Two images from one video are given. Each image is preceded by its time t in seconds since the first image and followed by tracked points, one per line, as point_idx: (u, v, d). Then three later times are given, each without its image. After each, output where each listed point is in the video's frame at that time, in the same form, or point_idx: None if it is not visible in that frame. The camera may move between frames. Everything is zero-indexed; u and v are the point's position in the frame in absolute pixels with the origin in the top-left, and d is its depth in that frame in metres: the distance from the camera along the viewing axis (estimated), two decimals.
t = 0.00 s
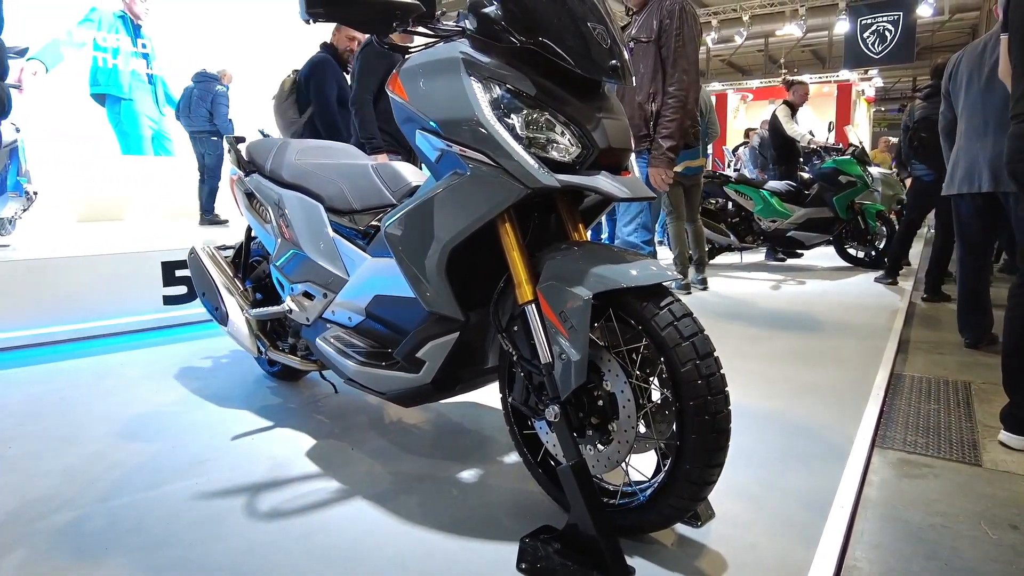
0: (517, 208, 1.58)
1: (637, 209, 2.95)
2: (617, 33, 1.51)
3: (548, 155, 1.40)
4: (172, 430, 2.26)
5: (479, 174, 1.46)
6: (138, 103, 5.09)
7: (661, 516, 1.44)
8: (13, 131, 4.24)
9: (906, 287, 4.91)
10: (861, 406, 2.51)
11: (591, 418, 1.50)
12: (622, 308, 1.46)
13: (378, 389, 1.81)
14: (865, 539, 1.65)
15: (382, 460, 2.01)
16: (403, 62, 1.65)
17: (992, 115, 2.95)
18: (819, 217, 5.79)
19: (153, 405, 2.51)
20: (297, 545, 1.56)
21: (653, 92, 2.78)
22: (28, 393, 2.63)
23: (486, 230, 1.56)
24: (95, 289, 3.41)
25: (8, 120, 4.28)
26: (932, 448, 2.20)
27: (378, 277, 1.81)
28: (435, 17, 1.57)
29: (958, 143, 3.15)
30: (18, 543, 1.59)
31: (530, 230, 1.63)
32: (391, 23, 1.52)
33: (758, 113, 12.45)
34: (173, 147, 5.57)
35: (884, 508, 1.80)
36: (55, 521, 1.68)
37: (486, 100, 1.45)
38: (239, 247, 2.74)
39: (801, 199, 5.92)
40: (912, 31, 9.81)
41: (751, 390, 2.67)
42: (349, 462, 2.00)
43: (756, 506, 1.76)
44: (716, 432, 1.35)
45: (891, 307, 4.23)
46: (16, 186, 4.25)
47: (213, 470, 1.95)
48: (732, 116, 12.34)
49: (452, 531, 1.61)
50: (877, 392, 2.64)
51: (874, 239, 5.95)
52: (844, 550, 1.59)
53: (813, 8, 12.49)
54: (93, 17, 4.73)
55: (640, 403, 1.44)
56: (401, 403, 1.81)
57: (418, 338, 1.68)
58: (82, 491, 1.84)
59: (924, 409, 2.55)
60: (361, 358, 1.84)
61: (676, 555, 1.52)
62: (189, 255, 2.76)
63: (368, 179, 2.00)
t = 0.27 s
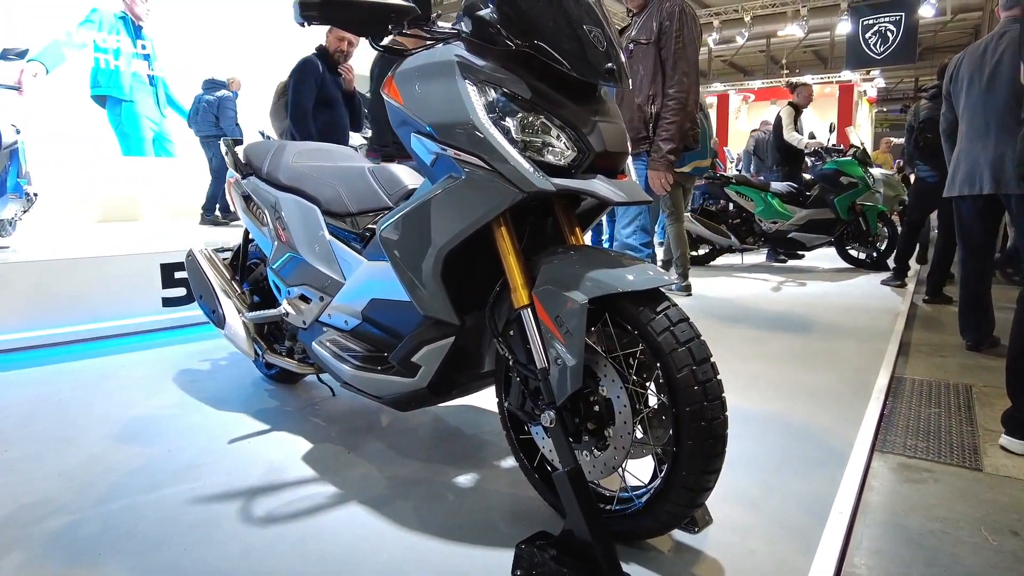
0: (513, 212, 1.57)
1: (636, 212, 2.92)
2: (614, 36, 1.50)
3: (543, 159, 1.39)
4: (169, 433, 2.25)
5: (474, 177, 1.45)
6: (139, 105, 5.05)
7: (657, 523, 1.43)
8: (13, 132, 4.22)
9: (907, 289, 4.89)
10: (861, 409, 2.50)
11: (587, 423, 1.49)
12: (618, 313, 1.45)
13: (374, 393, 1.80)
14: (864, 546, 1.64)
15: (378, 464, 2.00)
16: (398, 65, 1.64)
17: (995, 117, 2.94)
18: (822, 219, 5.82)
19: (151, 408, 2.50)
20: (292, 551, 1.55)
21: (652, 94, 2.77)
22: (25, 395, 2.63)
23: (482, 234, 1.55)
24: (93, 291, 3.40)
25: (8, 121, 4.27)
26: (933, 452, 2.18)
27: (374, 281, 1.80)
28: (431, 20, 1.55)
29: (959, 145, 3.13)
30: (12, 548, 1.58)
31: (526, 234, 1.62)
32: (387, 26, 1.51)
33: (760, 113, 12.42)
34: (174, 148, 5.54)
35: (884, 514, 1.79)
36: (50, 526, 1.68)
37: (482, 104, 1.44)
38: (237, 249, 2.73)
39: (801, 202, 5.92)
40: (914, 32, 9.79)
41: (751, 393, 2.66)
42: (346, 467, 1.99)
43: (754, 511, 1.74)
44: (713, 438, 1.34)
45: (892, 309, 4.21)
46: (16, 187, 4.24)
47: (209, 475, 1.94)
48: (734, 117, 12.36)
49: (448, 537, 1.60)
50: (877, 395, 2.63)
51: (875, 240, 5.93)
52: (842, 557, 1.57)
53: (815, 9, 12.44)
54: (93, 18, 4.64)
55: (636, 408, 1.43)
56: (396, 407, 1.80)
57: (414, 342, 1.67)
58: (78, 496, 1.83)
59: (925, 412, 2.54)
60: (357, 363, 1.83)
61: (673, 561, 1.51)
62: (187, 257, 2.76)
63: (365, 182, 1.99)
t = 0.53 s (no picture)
0: (511, 215, 1.56)
1: (636, 214, 2.90)
2: (613, 39, 1.49)
3: (542, 162, 1.39)
4: (168, 436, 2.25)
5: (472, 181, 1.44)
6: (139, 107, 5.09)
7: (656, 528, 1.42)
8: (14, 133, 4.23)
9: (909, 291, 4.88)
10: (861, 412, 2.49)
11: (586, 428, 1.49)
12: (616, 317, 1.44)
13: (372, 397, 1.79)
14: (865, 551, 1.63)
15: (377, 469, 1.99)
16: (395, 68, 1.64)
17: (996, 118, 2.93)
18: (823, 220, 5.79)
19: (149, 411, 2.50)
20: (288, 556, 1.54)
21: (653, 96, 2.77)
22: (24, 398, 2.62)
23: (480, 239, 1.55)
24: (93, 293, 3.40)
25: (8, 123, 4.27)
26: (934, 456, 2.17)
27: (372, 284, 1.79)
28: (429, 23, 1.57)
29: (960, 147, 3.12)
30: (9, 553, 1.58)
31: (525, 237, 1.61)
32: (385, 29, 1.51)
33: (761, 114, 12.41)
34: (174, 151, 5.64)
35: (884, 519, 1.78)
36: (47, 531, 1.67)
37: (479, 107, 1.44)
38: (236, 252, 2.73)
39: (802, 203, 5.90)
40: (915, 33, 9.78)
41: (752, 397, 2.65)
42: (344, 471, 1.98)
43: (754, 516, 1.74)
44: (712, 444, 1.33)
45: (893, 311, 4.20)
46: (16, 189, 4.24)
47: (207, 479, 1.94)
48: (735, 118, 12.35)
49: (447, 542, 1.59)
50: (878, 398, 2.62)
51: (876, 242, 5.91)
52: (843, 563, 1.56)
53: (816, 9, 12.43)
54: (94, 19, 4.72)
55: (635, 413, 1.42)
56: (395, 412, 1.79)
57: (412, 346, 1.66)
58: (75, 499, 1.82)
59: (925, 415, 2.53)
60: (356, 366, 1.82)
61: (672, 567, 1.50)
62: (186, 260, 2.75)
63: (363, 185, 1.99)
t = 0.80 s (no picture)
0: (508, 218, 1.56)
1: (635, 216, 2.88)
2: (609, 42, 1.49)
3: (537, 166, 1.39)
4: (165, 439, 2.25)
5: (468, 184, 1.44)
6: (139, 108, 5.01)
7: (652, 533, 1.42)
8: (14, 134, 4.23)
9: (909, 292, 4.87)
10: (860, 415, 2.48)
11: (581, 432, 1.48)
12: (613, 321, 1.44)
13: (368, 400, 1.79)
14: (863, 555, 1.62)
15: (374, 472, 1.99)
16: (392, 71, 1.63)
17: (996, 120, 2.93)
18: (822, 221, 5.78)
19: (147, 413, 2.49)
20: (284, 560, 1.54)
21: (651, 98, 2.76)
22: (22, 400, 2.62)
23: (477, 242, 1.54)
24: (91, 295, 3.40)
25: (8, 124, 4.27)
26: (932, 459, 2.17)
27: (369, 288, 1.79)
28: (426, 25, 1.57)
29: (960, 149, 3.12)
30: (5, 556, 1.57)
31: (521, 240, 1.61)
32: (381, 32, 1.51)
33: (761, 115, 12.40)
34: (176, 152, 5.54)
35: (882, 522, 1.78)
36: (43, 534, 1.67)
37: (475, 110, 1.44)
38: (234, 254, 2.73)
39: (802, 204, 5.89)
40: (915, 34, 9.78)
41: (750, 399, 2.64)
42: (341, 474, 1.98)
43: (751, 520, 1.73)
44: (707, 449, 1.33)
45: (893, 312, 4.19)
46: (16, 190, 4.24)
47: (204, 481, 1.93)
48: (736, 119, 12.36)
49: (443, 546, 1.58)
50: (876, 401, 2.61)
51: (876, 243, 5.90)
52: (840, 567, 1.56)
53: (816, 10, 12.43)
54: (94, 20, 4.63)
55: (631, 417, 1.42)
56: (391, 415, 1.79)
57: (409, 349, 1.66)
58: (72, 502, 1.82)
59: (924, 418, 2.53)
60: (352, 370, 1.82)
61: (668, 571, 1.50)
62: (184, 262, 2.75)
63: (360, 188, 1.98)
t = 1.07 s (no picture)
0: (505, 221, 1.56)
1: (634, 217, 2.87)
2: (607, 45, 1.48)
3: (534, 169, 1.39)
4: (163, 441, 2.25)
5: (465, 186, 1.44)
6: (139, 109, 5.05)
7: (649, 536, 1.42)
8: (14, 136, 4.23)
9: (909, 293, 4.86)
10: (859, 417, 2.48)
11: (579, 435, 1.48)
12: (610, 324, 1.44)
13: (366, 402, 1.79)
14: (861, 558, 1.62)
15: (372, 474, 1.99)
16: (388, 73, 1.63)
17: (995, 122, 2.92)
18: (821, 222, 5.79)
19: (145, 415, 2.49)
20: (281, 563, 1.54)
21: (651, 99, 2.75)
22: (20, 402, 2.62)
23: (474, 245, 1.54)
24: (88, 297, 3.39)
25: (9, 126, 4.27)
26: (931, 461, 2.16)
27: (366, 290, 1.79)
28: (423, 28, 1.57)
29: (959, 151, 3.12)
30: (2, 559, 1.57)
31: (519, 242, 1.61)
32: (378, 33, 1.51)
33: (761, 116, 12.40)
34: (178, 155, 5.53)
35: (880, 525, 1.77)
36: (40, 536, 1.66)
37: (472, 113, 1.44)
38: (232, 255, 2.73)
39: (802, 205, 5.88)
40: (915, 35, 9.78)
41: (749, 401, 2.64)
42: (339, 476, 1.98)
43: (749, 522, 1.73)
44: (705, 452, 1.33)
45: (893, 314, 4.18)
46: (15, 192, 4.24)
47: (202, 484, 1.93)
48: (736, 120, 12.36)
49: (440, 549, 1.58)
50: (875, 403, 2.61)
51: (875, 244, 5.89)
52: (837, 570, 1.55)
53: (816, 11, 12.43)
54: (94, 21, 4.66)
55: (628, 420, 1.42)
56: (389, 417, 1.78)
57: (406, 352, 1.66)
58: (69, 505, 1.82)
59: (923, 420, 2.52)
60: (350, 372, 1.82)
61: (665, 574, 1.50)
62: (183, 264, 2.75)
63: (359, 191, 1.99)
